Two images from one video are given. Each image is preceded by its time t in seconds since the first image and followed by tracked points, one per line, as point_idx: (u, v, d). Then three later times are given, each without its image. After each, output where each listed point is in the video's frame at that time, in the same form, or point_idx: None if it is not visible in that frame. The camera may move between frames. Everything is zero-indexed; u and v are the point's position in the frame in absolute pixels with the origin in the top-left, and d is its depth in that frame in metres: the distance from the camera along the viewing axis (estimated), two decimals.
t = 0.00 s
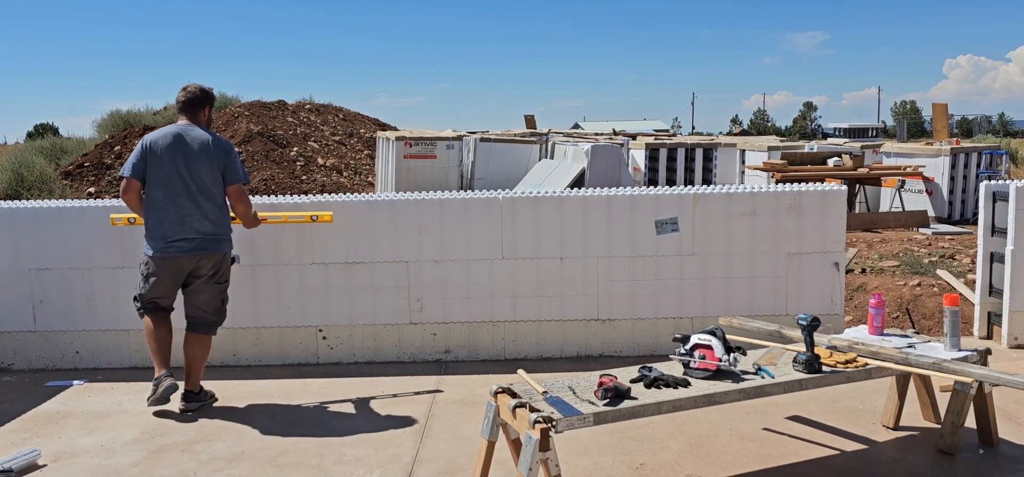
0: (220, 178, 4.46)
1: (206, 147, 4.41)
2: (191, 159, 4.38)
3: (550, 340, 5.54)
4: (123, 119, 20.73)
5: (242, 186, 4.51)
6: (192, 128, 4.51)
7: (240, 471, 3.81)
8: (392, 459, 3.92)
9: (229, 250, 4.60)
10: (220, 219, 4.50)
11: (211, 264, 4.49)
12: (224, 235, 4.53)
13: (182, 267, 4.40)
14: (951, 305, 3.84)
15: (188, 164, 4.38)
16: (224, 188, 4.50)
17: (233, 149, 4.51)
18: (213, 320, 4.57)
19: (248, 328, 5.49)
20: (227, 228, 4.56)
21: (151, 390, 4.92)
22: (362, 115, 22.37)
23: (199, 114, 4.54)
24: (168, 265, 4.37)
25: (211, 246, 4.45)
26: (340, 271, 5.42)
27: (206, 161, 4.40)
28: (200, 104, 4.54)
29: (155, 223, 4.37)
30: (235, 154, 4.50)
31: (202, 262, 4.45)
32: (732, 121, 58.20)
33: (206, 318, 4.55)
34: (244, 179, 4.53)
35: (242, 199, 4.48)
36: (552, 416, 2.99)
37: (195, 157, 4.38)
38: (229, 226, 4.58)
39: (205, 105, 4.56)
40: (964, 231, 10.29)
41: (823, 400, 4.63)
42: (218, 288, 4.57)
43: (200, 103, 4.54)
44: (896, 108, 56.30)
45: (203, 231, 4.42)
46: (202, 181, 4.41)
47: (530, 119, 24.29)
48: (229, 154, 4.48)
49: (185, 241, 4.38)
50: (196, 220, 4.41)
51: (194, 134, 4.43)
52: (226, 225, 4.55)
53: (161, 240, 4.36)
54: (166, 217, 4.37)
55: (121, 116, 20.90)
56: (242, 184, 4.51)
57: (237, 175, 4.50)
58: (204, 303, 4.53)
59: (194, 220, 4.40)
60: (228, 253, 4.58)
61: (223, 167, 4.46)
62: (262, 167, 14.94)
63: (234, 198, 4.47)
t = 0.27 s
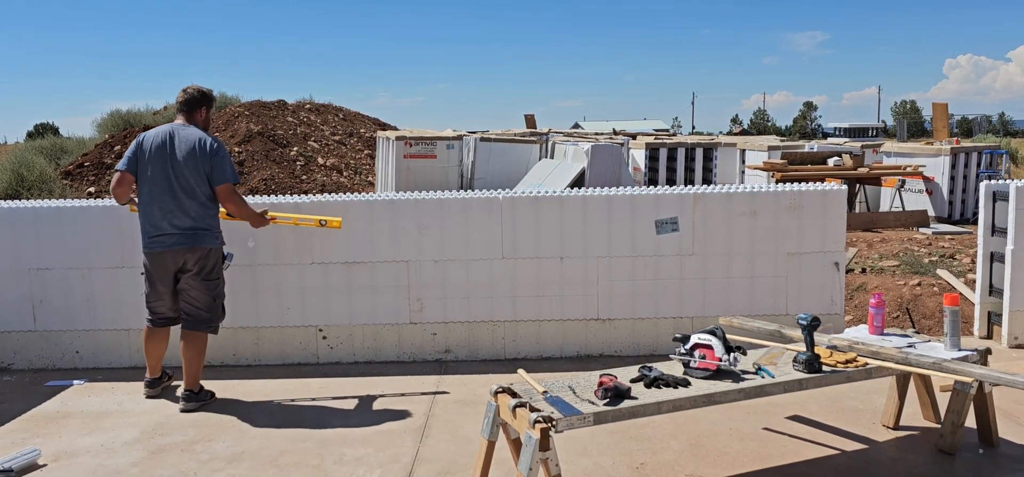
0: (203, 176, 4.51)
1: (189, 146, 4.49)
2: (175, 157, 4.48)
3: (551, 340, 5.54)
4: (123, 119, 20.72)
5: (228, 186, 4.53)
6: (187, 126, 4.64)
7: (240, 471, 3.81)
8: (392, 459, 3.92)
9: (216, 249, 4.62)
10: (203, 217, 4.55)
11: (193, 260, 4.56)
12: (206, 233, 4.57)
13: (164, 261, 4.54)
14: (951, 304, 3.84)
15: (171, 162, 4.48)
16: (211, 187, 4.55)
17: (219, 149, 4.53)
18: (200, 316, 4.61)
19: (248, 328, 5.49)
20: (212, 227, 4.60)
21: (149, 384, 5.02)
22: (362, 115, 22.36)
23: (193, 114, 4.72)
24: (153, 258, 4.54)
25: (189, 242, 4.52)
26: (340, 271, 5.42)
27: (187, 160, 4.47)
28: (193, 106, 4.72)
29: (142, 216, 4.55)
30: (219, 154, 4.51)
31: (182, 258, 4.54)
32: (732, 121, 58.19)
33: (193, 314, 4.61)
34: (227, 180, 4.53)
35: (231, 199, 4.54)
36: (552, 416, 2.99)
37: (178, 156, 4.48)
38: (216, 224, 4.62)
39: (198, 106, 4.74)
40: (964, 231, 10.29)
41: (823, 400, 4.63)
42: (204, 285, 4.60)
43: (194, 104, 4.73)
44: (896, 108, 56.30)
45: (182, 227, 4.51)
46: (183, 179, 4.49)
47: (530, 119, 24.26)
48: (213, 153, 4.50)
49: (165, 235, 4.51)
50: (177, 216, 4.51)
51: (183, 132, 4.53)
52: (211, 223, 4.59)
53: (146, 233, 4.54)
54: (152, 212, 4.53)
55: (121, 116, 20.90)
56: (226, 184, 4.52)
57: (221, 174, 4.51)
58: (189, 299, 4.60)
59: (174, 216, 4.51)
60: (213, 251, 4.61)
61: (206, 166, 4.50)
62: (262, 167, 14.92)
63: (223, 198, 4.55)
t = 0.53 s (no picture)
0: (184, 173, 4.53)
1: (171, 143, 4.55)
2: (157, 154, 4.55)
3: (551, 339, 5.54)
4: (123, 119, 20.72)
5: (207, 182, 4.52)
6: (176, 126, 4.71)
7: (240, 471, 3.81)
8: (392, 458, 3.92)
9: (197, 247, 4.60)
10: (182, 214, 4.55)
11: (174, 257, 4.57)
12: (185, 230, 4.56)
13: (150, 259, 4.59)
14: (951, 304, 3.84)
15: (154, 158, 4.56)
16: (191, 185, 4.56)
17: (200, 145, 4.54)
18: (189, 313, 4.64)
19: (248, 328, 5.49)
20: (193, 224, 4.58)
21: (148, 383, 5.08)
22: (362, 115, 22.37)
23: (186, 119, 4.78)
24: (140, 255, 4.61)
25: (168, 239, 4.53)
26: (340, 271, 5.42)
27: (167, 156, 4.52)
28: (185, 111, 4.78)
29: (132, 212, 4.65)
30: (198, 150, 4.52)
31: (162, 254, 4.56)
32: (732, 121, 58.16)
33: (183, 312, 4.65)
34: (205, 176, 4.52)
35: (209, 195, 4.52)
36: (552, 416, 2.99)
37: (160, 153, 4.54)
38: (198, 222, 4.61)
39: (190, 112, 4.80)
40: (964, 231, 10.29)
41: (822, 400, 4.63)
42: (190, 282, 4.62)
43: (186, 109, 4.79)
44: (896, 108, 56.30)
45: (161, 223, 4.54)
46: (164, 175, 4.54)
47: (530, 119, 24.26)
48: (193, 149, 4.53)
49: (146, 231, 4.56)
50: (158, 212, 4.55)
51: (170, 131, 4.61)
52: (192, 220, 4.58)
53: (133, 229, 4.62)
54: (137, 208, 4.61)
55: (121, 116, 20.90)
56: (204, 181, 4.52)
57: (200, 170, 4.51)
58: (178, 298, 4.63)
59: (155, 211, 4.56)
60: (195, 249, 4.59)
61: (186, 162, 4.52)
62: (262, 167, 14.92)
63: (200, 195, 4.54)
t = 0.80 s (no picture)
0: (171, 169, 4.57)
1: (161, 139, 4.61)
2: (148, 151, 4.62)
3: (551, 339, 5.54)
4: (123, 119, 20.72)
5: (195, 177, 4.54)
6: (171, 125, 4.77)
7: (240, 471, 3.81)
8: (392, 458, 3.92)
9: (180, 244, 4.62)
10: (167, 210, 4.58)
11: (159, 253, 4.60)
12: (169, 226, 4.58)
13: (138, 256, 4.67)
14: (951, 304, 3.84)
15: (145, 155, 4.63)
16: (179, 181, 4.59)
17: (188, 142, 4.57)
18: (179, 311, 4.69)
19: (248, 328, 5.49)
20: (177, 220, 4.60)
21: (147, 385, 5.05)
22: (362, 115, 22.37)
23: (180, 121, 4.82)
24: (131, 252, 4.68)
25: (152, 234, 4.57)
26: (339, 271, 5.42)
27: (156, 153, 4.58)
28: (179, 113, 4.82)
29: (124, 208, 4.73)
30: (185, 145, 4.55)
31: (147, 250, 4.60)
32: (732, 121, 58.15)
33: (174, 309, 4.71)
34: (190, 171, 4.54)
35: (197, 188, 4.54)
36: (552, 416, 2.99)
37: (150, 150, 4.61)
38: (183, 218, 4.63)
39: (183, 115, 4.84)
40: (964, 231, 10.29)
41: (823, 400, 4.63)
42: (174, 281, 4.65)
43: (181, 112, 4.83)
44: (896, 108, 56.31)
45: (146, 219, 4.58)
46: (152, 170, 4.59)
47: (530, 118, 24.25)
48: (179, 145, 4.56)
49: (134, 226, 4.62)
50: (145, 207, 4.60)
51: (161, 128, 4.67)
52: (177, 217, 4.60)
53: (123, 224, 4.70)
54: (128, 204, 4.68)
55: (121, 116, 20.90)
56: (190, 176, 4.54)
57: (186, 166, 4.54)
58: (168, 298, 4.69)
59: (142, 206, 4.61)
60: (179, 246, 4.61)
61: (173, 158, 4.56)
62: (262, 167, 14.92)
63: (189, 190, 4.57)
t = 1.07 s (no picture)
0: (165, 169, 4.57)
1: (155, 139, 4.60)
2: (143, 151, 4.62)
3: (551, 339, 5.54)
4: (123, 119, 20.72)
5: (185, 177, 4.53)
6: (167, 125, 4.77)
7: (240, 471, 3.81)
8: (392, 458, 3.93)
9: (178, 243, 4.63)
10: (162, 210, 4.59)
11: (158, 253, 4.62)
12: (165, 226, 4.60)
13: (137, 256, 4.69)
14: (951, 304, 3.84)
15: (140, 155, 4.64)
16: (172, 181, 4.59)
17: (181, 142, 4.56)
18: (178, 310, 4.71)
19: (248, 328, 5.49)
20: (173, 220, 4.61)
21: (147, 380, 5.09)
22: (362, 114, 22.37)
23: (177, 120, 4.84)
24: (130, 252, 4.71)
25: (150, 234, 4.59)
26: (340, 270, 5.43)
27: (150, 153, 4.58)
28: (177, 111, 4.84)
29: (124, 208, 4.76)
30: (177, 145, 4.54)
31: (145, 250, 4.62)
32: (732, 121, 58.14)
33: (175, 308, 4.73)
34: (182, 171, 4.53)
35: (186, 188, 4.54)
36: (552, 416, 2.99)
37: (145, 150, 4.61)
38: (179, 218, 4.64)
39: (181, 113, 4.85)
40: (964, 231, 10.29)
41: (823, 400, 4.63)
42: (173, 280, 4.66)
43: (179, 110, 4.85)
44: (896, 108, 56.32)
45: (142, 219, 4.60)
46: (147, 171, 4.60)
47: (530, 118, 24.24)
48: (170, 145, 4.55)
49: (131, 227, 4.64)
50: (141, 207, 4.62)
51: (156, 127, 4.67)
52: (172, 216, 4.61)
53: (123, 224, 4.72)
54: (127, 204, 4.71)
55: (121, 116, 20.91)
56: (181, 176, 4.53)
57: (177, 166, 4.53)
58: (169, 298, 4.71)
59: (138, 206, 4.63)
60: (175, 245, 4.62)
61: (166, 158, 4.56)
62: (263, 167, 14.92)
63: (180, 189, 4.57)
